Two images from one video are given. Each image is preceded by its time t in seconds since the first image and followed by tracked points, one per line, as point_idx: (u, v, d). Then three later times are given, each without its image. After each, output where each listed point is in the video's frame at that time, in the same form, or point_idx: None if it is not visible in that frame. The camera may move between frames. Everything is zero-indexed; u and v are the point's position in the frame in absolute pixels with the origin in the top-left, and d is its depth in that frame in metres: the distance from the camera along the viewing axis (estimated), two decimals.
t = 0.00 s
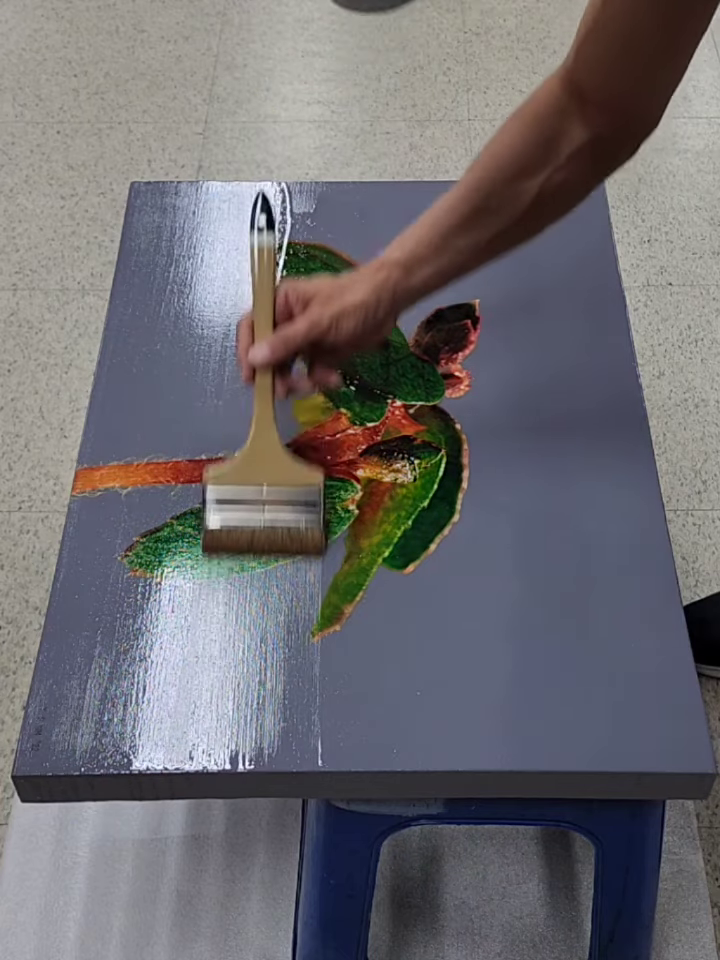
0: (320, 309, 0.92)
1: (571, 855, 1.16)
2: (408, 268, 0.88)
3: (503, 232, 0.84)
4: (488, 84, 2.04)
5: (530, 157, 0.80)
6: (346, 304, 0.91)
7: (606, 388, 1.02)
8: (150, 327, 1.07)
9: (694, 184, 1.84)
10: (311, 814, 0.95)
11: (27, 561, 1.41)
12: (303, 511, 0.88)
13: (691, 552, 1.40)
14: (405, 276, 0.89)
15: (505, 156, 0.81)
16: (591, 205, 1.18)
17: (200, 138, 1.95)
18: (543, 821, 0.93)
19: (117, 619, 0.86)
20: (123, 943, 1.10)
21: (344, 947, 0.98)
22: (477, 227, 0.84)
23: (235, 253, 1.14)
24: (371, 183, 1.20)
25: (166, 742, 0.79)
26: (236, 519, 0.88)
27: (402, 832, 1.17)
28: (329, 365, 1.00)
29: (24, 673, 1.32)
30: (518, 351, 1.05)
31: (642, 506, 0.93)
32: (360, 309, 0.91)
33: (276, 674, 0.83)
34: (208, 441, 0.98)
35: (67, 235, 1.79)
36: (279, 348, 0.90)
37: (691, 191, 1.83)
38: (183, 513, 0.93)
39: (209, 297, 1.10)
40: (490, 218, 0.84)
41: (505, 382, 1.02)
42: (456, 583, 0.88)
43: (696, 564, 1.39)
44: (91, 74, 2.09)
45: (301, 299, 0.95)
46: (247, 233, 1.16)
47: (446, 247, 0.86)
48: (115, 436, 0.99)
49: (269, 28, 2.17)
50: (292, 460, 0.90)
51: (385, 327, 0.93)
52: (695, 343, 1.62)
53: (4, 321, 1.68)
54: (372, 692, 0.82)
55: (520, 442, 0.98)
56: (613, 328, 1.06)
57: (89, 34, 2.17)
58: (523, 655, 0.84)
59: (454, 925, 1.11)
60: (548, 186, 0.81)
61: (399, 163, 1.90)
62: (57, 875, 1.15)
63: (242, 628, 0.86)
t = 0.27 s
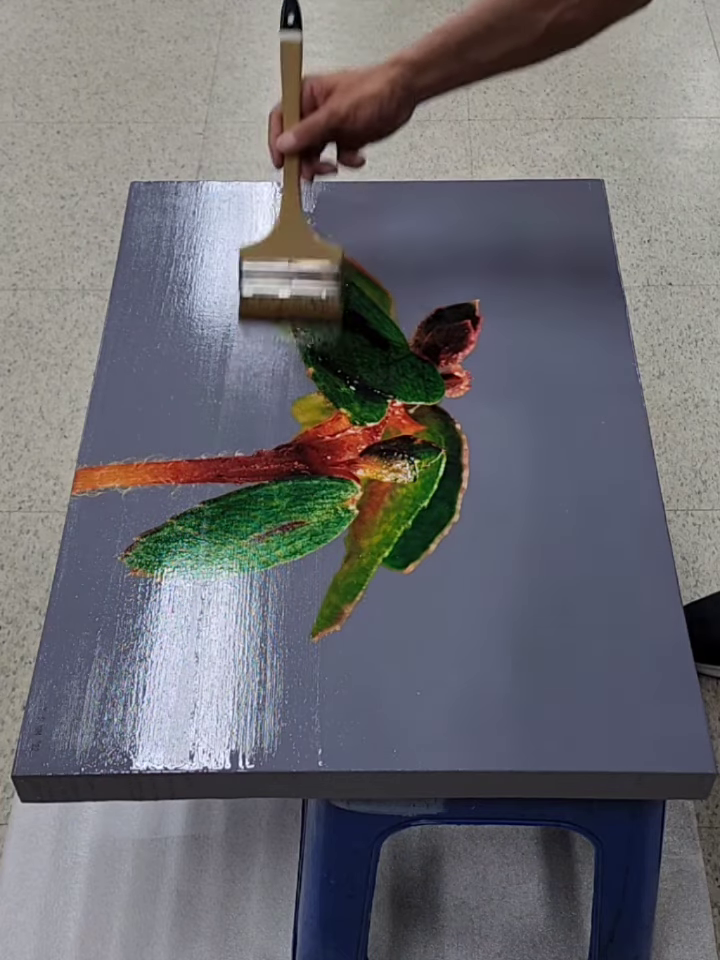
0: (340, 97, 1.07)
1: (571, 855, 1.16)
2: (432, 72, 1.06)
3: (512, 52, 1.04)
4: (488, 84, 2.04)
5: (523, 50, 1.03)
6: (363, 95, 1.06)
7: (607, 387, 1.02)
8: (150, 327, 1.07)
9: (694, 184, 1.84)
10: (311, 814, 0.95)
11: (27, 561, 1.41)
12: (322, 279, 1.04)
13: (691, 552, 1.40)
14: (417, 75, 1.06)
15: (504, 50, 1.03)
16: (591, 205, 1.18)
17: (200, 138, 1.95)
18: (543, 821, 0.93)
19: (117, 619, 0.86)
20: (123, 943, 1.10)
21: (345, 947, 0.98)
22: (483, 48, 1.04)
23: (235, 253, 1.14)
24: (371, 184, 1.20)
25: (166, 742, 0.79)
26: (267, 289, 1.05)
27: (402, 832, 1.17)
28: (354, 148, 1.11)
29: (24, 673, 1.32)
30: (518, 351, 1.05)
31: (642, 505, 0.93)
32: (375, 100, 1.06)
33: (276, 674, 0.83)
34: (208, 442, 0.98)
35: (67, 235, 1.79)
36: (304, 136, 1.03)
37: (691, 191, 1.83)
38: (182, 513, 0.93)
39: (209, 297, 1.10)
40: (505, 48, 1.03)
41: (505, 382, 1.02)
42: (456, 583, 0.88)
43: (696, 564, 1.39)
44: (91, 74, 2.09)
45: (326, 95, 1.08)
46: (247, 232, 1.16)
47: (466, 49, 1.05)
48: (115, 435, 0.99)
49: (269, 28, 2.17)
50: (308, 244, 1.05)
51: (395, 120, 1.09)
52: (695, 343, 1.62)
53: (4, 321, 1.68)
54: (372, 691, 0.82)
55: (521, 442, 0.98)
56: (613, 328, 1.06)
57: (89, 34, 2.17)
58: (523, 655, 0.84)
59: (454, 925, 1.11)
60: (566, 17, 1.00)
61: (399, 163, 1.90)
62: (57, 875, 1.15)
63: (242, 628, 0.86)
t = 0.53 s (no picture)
0: None
1: (571, 855, 1.16)
2: None
3: None
4: (488, 84, 2.04)
5: None
6: None
7: (606, 387, 1.02)
8: (150, 327, 1.07)
9: (694, 184, 1.84)
10: (311, 814, 0.95)
11: (27, 561, 1.41)
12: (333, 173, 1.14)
13: (691, 552, 1.40)
14: None
15: None
16: (590, 205, 1.18)
17: (200, 138, 1.95)
18: (543, 821, 0.93)
19: (117, 619, 0.86)
20: (123, 943, 1.10)
21: (345, 947, 0.98)
22: None
23: (235, 253, 1.14)
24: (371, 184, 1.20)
25: (166, 742, 0.79)
26: (284, 175, 1.15)
27: (402, 831, 1.17)
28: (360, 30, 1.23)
29: (24, 673, 1.32)
30: (517, 351, 1.05)
31: (642, 505, 0.93)
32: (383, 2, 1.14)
33: (276, 674, 0.83)
34: (208, 442, 0.98)
35: (67, 235, 1.79)
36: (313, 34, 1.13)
37: (691, 191, 1.83)
38: (182, 513, 0.93)
39: (209, 297, 1.10)
40: None
41: (505, 382, 1.02)
42: (455, 583, 0.88)
43: (696, 564, 1.39)
44: (91, 74, 2.09)
45: None
46: (247, 232, 1.16)
47: None
48: (115, 435, 0.99)
49: (269, 28, 2.17)
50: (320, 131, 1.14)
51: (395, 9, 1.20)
52: (695, 343, 1.62)
53: (4, 321, 1.68)
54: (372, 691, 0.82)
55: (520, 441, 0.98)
56: (613, 327, 1.06)
57: (89, 34, 2.17)
58: (523, 656, 0.84)
59: (454, 925, 1.11)
60: None
61: (399, 163, 1.90)
62: (58, 875, 1.15)
63: (242, 628, 0.86)
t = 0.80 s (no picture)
0: None
1: (571, 855, 1.16)
2: None
3: None
4: (488, 84, 2.04)
5: None
6: None
7: (607, 387, 1.02)
8: (150, 327, 1.07)
9: (694, 184, 1.84)
10: (311, 814, 0.95)
11: (27, 561, 1.41)
12: (331, 116, 1.05)
13: (690, 552, 1.40)
14: None
15: None
16: (590, 205, 1.18)
17: (199, 138, 1.95)
18: (543, 821, 0.93)
19: (117, 619, 0.86)
20: (123, 943, 1.10)
21: (345, 947, 0.98)
22: None
23: (235, 253, 1.14)
24: (371, 184, 1.20)
25: (166, 742, 0.79)
26: (292, 123, 1.05)
27: (402, 832, 1.17)
28: None
29: (24, 673, 1.32)
30: (517, 350, 1.05)
31: (643, 505, 0.93)
32: None
33: (276, 674, 0.83)
34: (209, 442, 0.98)
35: (67, 235, 1.79)
36: None
37: (691, 191, 1.83)
38: (182, 513, 0.93)
39: (209, 297, 1.10)
40: None
41: (505, 382, 1.02)
42: (455, 583, 0.88)
43: (696, 564, 1.39)
44: (91, 74, 2.09)
45: None
46: (247, 232, 1.16)
47: None
48: (114, 435, 0.99)
49: (269, 28, 2.17)
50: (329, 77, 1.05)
51: None
52: (695, 343, 1.62)
53: (3, 321, 1.68)
54: (372, 691, 0.82)
55: (520, 441, 0.98)
56: (613, 327, 1.06)
57: (89, 34, 2.17)
58: (523, 656, 0.84)
59: (454, 925, 1.11)
60: None
61: (399, 163, 1.90)
62: (58, 875, 1.15)
63: (242, 628, 0.86)
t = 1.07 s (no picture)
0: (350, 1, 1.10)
1: (571, 855, 1.16)
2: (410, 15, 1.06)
3: None
4: (488, 84, 2.04)
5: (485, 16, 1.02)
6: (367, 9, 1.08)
7: (607, 387, 1.02)
8: (150, 327, 1.07)
9: (694, 184, 1.84)
10: (311, 814, 0.95)
11: (27, 561, 1.41)
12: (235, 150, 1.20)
13: (691, 552, 1.40)
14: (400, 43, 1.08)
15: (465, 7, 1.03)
16: (591, 205, 1.18)
17: (200, 138, 1.95)
18: (543, 821, 0.93)
19: (117, 619, 0.86)
20: (123, 943, 1.10)
21: (344, 947, 0.98)
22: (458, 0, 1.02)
23: (235, 253, 1.14)
24: (371, 184, 1.20)
25: (166, 742, 0.79)
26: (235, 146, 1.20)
27: (402, 832, 1.17)
28: None
29: (24, 674, 1.32)
30: (517, 351, 1.05)
31: (643, 505, 0.93)
32: (374, 21, 1.08)
33: (277, 673, 0.83)
34: (209, 442, 0.98)
35: (67, 235, 1.79)
36: None
37: (690, 191, 1.83)
38: (183, 513, 0.93)
39: (209, 297, 1.10)
40: None
41: (505, 382, 1.02)
42: (456, 583, 0.88)
43: (696, 564, 1.39)
44: (91, 74, 2.09)
45: None
46: (247, 232, 1.16)
47: None
48: (115, 435, 0.99)
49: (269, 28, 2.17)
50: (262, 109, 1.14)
51: None
52: (695, 343, 1.62)
53: (4, 321, 1.68)
54: (372, 692, 0.82)
55: (520, 442, 0.98)
56: (613, 327, 1.06)
57: (89, 34, 2.17)
58: (523, 656, 0.84)
59: (454, 925, 1.11)
60: None
61: (399, 163, 1.90)
62: (58, 875, 1.15)
63: (242, 627, 0.86)
